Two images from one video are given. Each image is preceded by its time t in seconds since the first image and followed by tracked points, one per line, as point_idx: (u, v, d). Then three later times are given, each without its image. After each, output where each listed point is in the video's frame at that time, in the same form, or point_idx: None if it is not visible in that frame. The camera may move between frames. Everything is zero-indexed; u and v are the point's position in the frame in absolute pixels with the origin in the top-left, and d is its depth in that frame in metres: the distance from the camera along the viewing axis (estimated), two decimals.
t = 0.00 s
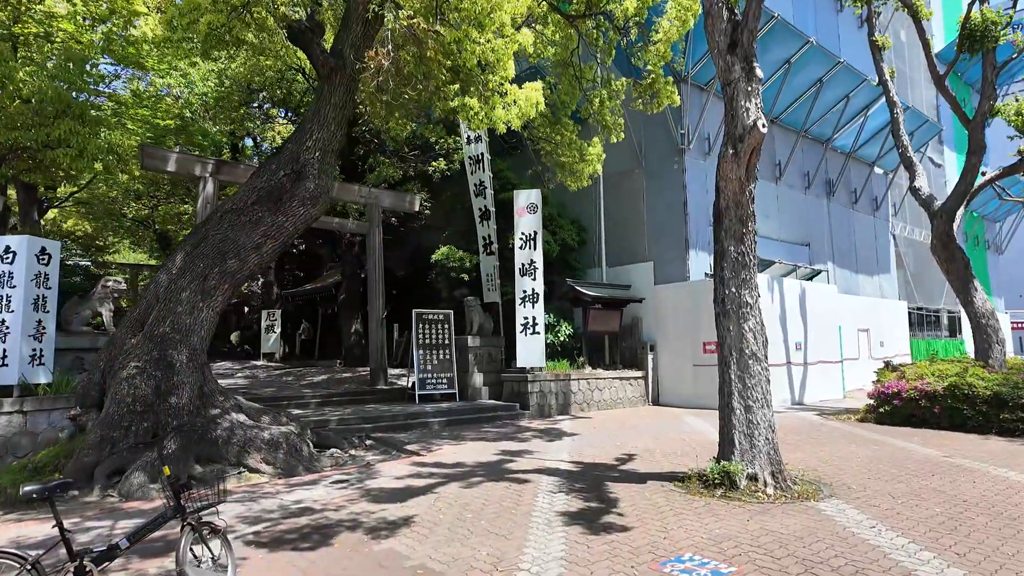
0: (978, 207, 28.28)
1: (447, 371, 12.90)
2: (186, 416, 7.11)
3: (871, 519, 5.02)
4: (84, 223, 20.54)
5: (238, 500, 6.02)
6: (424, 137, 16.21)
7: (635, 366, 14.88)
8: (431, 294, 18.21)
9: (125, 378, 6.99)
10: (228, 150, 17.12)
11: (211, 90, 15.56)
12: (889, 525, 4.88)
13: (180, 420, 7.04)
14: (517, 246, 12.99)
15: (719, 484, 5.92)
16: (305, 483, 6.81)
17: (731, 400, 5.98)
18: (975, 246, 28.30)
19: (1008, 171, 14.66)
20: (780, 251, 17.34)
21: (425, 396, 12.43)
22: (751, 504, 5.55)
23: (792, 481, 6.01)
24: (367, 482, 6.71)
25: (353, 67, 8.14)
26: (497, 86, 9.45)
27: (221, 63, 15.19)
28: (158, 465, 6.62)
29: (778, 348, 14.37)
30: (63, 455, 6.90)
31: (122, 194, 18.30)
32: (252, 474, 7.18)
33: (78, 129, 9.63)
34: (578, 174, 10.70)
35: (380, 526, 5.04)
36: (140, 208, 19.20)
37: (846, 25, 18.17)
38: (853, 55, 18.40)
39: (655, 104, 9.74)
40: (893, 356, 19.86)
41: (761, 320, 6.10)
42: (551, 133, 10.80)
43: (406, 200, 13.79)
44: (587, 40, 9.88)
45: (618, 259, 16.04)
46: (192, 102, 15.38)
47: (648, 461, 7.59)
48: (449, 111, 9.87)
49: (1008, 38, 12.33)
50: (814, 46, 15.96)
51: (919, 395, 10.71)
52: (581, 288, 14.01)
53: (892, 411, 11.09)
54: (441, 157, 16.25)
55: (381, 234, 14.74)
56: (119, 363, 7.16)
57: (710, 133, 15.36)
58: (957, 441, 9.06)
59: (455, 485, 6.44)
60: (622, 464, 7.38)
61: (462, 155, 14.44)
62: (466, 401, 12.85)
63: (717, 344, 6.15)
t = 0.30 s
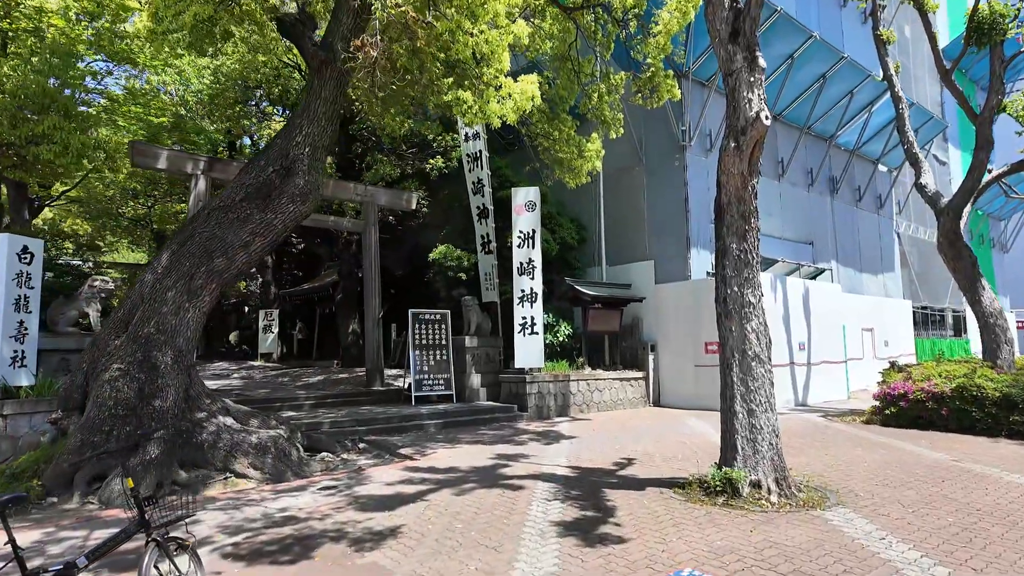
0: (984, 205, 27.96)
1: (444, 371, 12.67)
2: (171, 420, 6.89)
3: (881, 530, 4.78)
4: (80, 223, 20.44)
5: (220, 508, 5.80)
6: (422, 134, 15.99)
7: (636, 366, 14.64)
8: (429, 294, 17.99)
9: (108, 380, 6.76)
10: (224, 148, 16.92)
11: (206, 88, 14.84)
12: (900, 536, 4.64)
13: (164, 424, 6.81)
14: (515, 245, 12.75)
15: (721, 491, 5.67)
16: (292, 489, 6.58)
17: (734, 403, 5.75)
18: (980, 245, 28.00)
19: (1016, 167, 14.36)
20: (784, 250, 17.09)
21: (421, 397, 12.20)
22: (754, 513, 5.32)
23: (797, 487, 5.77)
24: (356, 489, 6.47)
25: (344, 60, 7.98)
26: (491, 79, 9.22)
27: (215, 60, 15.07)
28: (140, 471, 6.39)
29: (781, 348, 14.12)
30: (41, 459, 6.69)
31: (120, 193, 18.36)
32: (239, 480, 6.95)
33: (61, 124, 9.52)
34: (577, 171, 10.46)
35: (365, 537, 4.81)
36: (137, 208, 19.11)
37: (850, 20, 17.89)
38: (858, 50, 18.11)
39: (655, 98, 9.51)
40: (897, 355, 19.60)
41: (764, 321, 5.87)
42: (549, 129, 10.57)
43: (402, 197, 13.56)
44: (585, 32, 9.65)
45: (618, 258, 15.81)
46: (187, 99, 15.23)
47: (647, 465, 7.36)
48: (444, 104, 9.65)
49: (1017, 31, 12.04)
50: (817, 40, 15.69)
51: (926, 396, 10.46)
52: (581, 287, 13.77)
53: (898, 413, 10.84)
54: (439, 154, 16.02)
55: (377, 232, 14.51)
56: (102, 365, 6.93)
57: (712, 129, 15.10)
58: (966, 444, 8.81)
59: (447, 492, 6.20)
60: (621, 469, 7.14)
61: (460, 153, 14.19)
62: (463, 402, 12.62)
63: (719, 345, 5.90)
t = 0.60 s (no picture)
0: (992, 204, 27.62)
1: (443, 373, 12.48)
2: (159, 423, 6.72)
3: (893, 540, 4.56)
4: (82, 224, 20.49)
5: (206, 515, 5.62)
6: (421, 133, 15.82)
7: (638, 367, 14.42)
8: (430, 294, 17.81)
9: (94, 382, 6.60)
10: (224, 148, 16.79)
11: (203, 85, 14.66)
12: (913, 547, 4.42)
13: (151, 427, 6.65)
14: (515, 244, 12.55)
15: (725, 498, 5.45)
16: (282, 494, 6.39)
17: (738, 407, 5.54)
18: (988, 244, 27.66)
19: None
20: (789, 249, 16.85)
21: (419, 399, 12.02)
22: (759, 521, 5.10)
23: (804, 494, 5.56)
24: (348, 494, 6.28)
25: (338, 54, 7.85)
26: (489, 73, 9.04)
27: (213, 58, 14.94)
28: (126, 475, 6.22)
29: (786, 349, 13.89)
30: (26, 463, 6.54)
31: (121, 193, 18.18)
32: (229, 484, 6.77)
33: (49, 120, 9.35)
34: (577, 168, 10.25)
35: (353, 546, 4.61)
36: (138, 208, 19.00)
37: (856, 16, 17.63)
38: (864, 46, 17.85)
39: (658, 93, 9.30)
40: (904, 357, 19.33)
41: (770, 321, 5.65)
42: (549, 125, 10.41)
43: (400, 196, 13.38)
44: (586, 26, 9.45)
45: (621, 257, 15.59)
46: (185, 98, 15.13)
47: (648, 470, 7.15)
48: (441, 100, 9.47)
49: None
50: (823, 36, 15.45)
51: (935, 398, 10.22)
52: (582, 287, 13.57)
53: (907, 416, 10.59)
54: (439, 153, 15.85)
55: (376, 232, 14.32)
56: (88, 367, 6.75)
57: (715, 127, 14.88)
58: (976, 448, 8.58)
59: (441, 498, 6.00)
60: (622, 475, 6.93)
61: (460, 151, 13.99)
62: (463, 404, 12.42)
63: (723, 347, 5.69)
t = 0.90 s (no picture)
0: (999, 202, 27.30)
1: (441, 372, 12.25)
2: (144, 422, 6.51)
3: (906, 548, 4.33)
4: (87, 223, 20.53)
5: (190, 518, 5.40)
6: (420, 129, 15.62)
7: (640, 367, 14.18)
8: (429, 292, 17.60)
9: (78, 380, 6.39)
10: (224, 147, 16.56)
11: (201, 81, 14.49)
12: (927, 555, 4.20)
13: (136, 427, 6.45)
14: (515, 241, 12.33)
15: (729, 502, 5.23)
16: (270, 497, 6.18)
17: (743, 407, 5.32)
18: (994, 242, 27.35)
19: None
20: (792, 247, 16.61)
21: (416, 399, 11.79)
22: (766, 527, 4.86)
23: (812, 497, 5.33)
24: (338, 497, 6.05)
25: (330, 44, 7.66)
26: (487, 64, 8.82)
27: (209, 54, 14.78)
28: (108, 477, 6.00)
29: (790, 348, 13.65)
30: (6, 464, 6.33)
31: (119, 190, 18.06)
32: (216, 486, 6.56)
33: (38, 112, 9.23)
34: (577, 162, 10.02)
35: (339, 552, 4.40)
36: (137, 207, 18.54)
37: (861, 10, 17.38)
38: (869, 41, 17.58)
39: (659, 84, 9.09)
40: (909, 356, 19.07)
41: (776, 318, 5.42)
42: (549, 119, 10.19)
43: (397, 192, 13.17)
44: (586, 17, 9.23)
45: (622, 255, 15.36)
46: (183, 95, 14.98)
47: (650, 472, 6.92)
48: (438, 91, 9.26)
49: None
50: (828, 30, 15.19)
51: (943, 399, 9.98)
52: (583, 285, 13.34)
53: (914, 417, 10.34)
54: (438, 149, 15.64)
55: (373, 229, 14.11)
56: (72, 364, 6.54)
57: (719, 122, 14.63)
58: (987, 450, 8.34)
59: (435, 501, 5.78)
60: (622, 477, 6.70)
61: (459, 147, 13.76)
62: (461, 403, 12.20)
63: (728, 345, 5.46)
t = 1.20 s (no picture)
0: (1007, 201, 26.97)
1: (440, 373, 12.03)
2: (130, 427, 6.29)
3: (924, 564, 4.10)
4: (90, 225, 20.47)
5: (174, 528, 5.19)
6: (419, 126, 15.41)
7: (643, 368, 13.95)
8: (428, 292, 17.38)
9: (60, 385, 6.16)
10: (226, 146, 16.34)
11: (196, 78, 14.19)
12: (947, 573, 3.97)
13: (121, 432, 6.22)
14: (515, 240, 12.10)
15: (736, 513, 5.00)
16: (259, 505, 5.97)
17: (750, 413, 5.09)
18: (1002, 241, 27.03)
19: None
20: (797, 246, 16.35)
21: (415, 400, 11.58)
22: (775, 540, 4.63)
23: (822, 507, 5.10)
24: (329, 505, 5.84)
25: (323, 37, 7.47)
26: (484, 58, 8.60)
27: (207, 51, 14.56)
28: (92, 484, 5.78)
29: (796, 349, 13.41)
30: None
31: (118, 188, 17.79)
32: (204, 493, 6.36)
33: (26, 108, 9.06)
34: (578, 159, 9.78)
35: (325, 567, 4.18)
36: (137, 206, 18.27)
37: (867, 5, 17.10)
38: (875, 37, 17.30)
39: (662, 79, 8.86)
40: (916, 357, 18.80)
41: (785, 320, 5.19)
42: (549, 115, 9.94)
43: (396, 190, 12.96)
44: (586, 10, 9.01)
45: (625, 254, 15.12)
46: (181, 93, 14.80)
47: (652, 478, 6.69)
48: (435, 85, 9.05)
49: None
50: (834, 26, 14.93)
51: (954, 402, 9.73)
52: (584, 284, 13.12)
53: (924, 421, 10.11)
54: (437, 146, 15.41)
55: (372, 227, 13.90)
56: (55, 367, 6.31)
57: (722, 120, 14.38)
58: (1000, 455, 8.09)
59: (429, 510, 5.56)
60: (625, 484, 6.47)
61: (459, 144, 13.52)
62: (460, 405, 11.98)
63: (734, 348, 5.23)
